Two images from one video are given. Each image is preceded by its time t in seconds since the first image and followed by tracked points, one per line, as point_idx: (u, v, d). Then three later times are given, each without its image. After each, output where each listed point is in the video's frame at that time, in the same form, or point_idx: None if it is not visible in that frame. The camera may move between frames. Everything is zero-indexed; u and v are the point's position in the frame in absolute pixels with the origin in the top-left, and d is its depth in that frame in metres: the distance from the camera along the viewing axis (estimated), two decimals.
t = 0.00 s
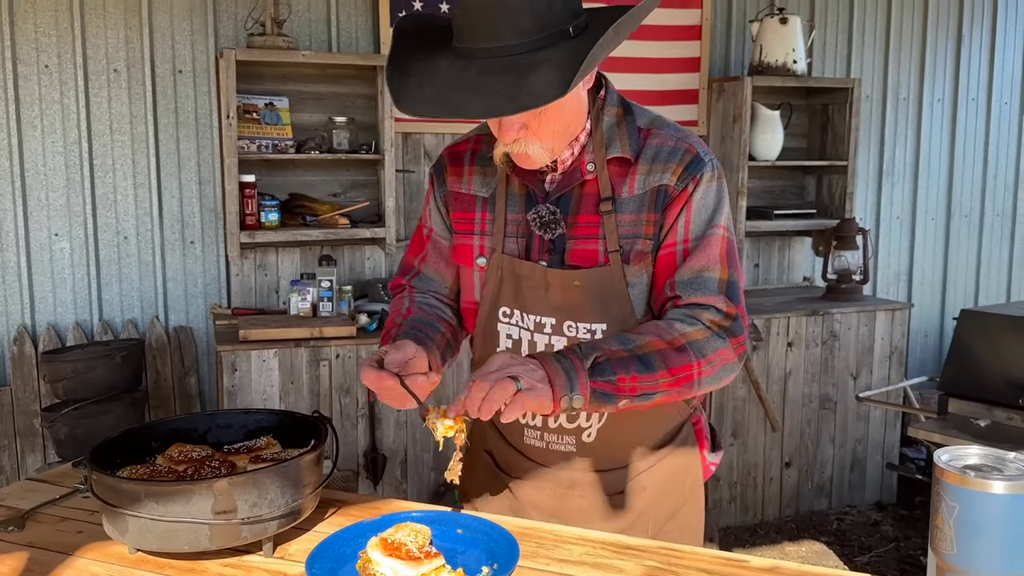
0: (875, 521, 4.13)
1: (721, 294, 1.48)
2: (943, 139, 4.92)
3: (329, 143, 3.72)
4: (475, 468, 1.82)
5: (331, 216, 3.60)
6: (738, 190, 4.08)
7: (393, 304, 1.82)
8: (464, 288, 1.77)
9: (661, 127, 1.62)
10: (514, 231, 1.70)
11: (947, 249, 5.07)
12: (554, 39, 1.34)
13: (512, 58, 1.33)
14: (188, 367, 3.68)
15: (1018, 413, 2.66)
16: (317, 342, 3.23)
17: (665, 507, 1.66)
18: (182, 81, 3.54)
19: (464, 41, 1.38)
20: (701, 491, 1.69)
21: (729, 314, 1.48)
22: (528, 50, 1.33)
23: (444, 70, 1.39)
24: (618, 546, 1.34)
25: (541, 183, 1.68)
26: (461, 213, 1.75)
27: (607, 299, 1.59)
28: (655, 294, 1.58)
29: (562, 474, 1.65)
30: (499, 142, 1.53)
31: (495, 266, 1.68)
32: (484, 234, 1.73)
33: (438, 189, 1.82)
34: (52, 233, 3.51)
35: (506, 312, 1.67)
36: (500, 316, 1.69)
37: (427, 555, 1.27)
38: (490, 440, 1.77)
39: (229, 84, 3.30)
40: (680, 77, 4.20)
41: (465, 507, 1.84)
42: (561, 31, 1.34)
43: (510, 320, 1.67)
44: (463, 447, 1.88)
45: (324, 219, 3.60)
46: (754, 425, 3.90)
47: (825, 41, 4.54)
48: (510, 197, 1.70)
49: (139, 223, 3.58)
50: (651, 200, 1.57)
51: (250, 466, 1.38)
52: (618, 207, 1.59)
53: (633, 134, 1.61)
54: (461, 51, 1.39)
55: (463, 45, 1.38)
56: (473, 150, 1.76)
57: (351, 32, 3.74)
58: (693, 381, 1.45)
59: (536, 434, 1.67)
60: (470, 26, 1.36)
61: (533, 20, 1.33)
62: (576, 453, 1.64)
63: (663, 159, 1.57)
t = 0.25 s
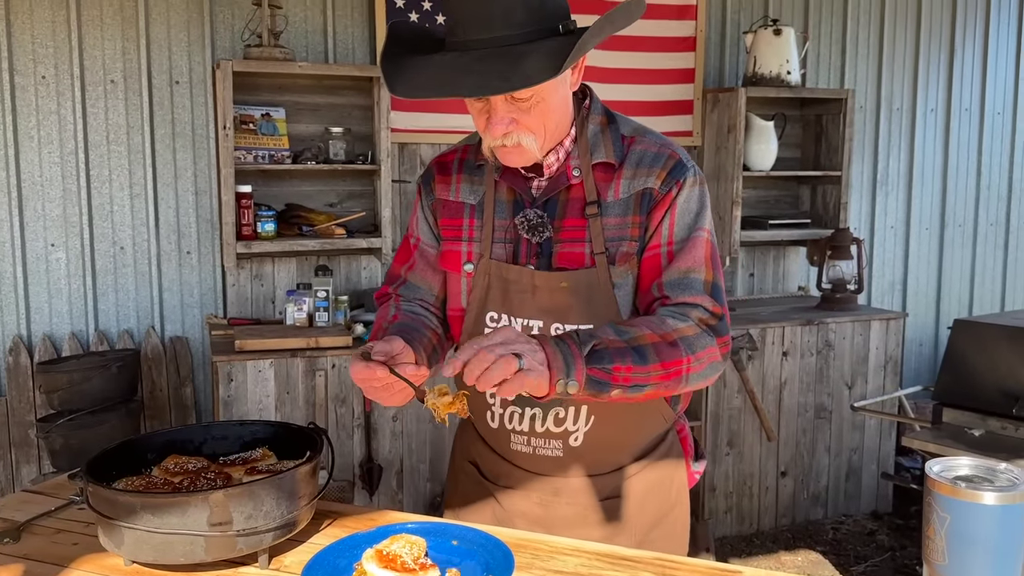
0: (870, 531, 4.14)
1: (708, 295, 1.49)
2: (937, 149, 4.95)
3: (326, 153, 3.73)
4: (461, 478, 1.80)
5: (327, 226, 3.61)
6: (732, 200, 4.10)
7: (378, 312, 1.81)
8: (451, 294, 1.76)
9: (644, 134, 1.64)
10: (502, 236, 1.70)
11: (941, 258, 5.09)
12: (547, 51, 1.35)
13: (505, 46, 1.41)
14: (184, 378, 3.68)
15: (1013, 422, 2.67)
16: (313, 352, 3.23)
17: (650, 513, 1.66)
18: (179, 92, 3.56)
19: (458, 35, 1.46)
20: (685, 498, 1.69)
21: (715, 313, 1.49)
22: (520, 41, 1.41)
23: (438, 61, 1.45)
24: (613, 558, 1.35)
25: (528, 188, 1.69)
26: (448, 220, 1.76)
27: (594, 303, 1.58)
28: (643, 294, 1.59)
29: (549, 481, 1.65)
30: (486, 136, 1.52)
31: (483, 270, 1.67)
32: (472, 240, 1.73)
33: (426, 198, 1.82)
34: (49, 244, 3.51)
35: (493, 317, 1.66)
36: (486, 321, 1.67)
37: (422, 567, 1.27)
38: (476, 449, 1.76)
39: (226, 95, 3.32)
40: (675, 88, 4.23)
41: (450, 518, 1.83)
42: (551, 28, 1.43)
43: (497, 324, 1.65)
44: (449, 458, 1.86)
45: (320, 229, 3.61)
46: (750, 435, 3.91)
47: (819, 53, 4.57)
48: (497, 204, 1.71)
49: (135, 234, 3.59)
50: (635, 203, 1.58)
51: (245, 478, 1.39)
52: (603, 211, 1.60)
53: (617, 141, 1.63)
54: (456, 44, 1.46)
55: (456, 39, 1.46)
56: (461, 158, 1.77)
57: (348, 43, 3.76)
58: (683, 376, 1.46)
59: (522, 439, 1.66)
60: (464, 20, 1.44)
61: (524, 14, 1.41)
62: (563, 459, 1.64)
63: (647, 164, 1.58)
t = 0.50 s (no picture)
0: (866, 541, 4.13)
1: (716, 313, 1.52)
2: (930, 160, 4.98)
3: (321, 165, 3.74)
4: (445, 491, 1.78)
5: (323, 237, 3.61)
6: (726, 211, 4.12)
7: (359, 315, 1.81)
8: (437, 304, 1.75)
9: (633, 150, 1.66)
10: (490, 246, 1.70)
11: (935, 269, 5.11)
12: (540, 64, 1.36)
13: (501, 53, 1.42)
14: (178, 389, 3.67)
15: (1006, 432, 2.68)
16: (308, 363, 3.23)
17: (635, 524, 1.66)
18: (175, 104, 3.56)
19: (455, 41, 1.47)
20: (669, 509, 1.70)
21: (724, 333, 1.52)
22: (516, 48, 1.42)
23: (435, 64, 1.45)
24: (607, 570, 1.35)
25: (517, 200, 1.69)
26: (436, 230, 1.75)
27: (580, 314, 1.58)
28: (646, 314, 1.59)
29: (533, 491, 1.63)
30: (477, 142, 1.52)
31: (470, 281, 1.67)
32: (459, 250, 1.73)
33: (413, 206, 1.82)
34: (43, 255, 3.51)
35: (480, 327, 1.65)
36: (473, 330, 1.66)
37: None
38: (460, 461, 1.73)
39: (222, 107, 3.32)
40: (669, 100, 4.25)
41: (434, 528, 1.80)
42: (548, 38, 1.44)
43: (484, 334, 1.64)
44: (433, 471, 1.84)
45: (315, 240, 3.61)
46: (745, 445, 3.91)
47: (812, 65, 4.60)
48: (486, 215, 1.71)
49: (130, 245, 3.59)
50: (627, 219, 1.60)
51: (239, 490, 1.39)
52: (593, 225, 1.61)
53: (606, 155, 1.64)
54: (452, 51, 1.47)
55: (453, 45, 1.46)
56: (450, 168, 1.76)
57: (344, 55, 3.77)
58: (703, 400, 1.49)
59: (506, 449, 1.64)
60: (462, 26, 1.45)
61: (522, 23, 1.42)
62: (547, 470, 1.62)
63: (638, 181, 1.60)
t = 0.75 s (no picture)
0: (862, 552, 4.12)
1: (718, 339, 1.45)
2: (923, 171, 5.00)
3: (316, 176, 3.74)
4: (429, 502, 1.75)
5: (318, 248, 3.61)
6: (721, 222, 4.13)
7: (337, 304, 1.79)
8: (425, 311, 1.71)
9: (632, 169, 1.63)
10: (482, 257, 1.67)
11: (929, 279, 5.13)
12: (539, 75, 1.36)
13: (515, 61, 1.40)
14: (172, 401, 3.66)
15: (1001, 443, 2.68)
16: (302, 375, 3.22)
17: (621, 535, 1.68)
18: (170, 115, 3.57)
19: (468, 41, 1.45)
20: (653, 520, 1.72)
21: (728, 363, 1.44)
22: (530, 58, 1.41)
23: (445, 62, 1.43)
24: None
25: (513, 212, 1.66)
26: (428, 236, 1.72)
27: (572, 329, 1.54)
28: (648, 345, 1.52)
29: (518, 503, 1.61)
30: (478, 147, 1.50)
31: (461, 290, 1.63)
32: (451, 258, 1.69)
33: (404, 210, 1.78)
34: (37, 267, 3.50)
35: (469, 337, 1.61)
36: (462, 340, 1.62)
37: None
38: (445, 472, 1.71)
39: (216, 119, 3.32)
40: (664, 111, 4.27)
41: (419, 538, 1.78)
42: (563, 52, 1.44)
43: (474, 345, 1.61)
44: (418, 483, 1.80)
45: (310, 252, 3.61)
46: (741, 456, 3.91)
47: (805, 76, 4.62)
48: (480, 225, 1.68)
49: (125, 257, 3.58)
50: (624, 239, 1.57)
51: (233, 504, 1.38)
52: (588, 241, 1.58)
53: (605, 173, 1.62)
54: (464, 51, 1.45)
55: (465, 45, 1.45)
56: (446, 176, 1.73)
57: (339, 67, 3.78)
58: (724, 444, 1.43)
59: (492, 460, 1.60)
60: (478, 28, 1.43)
61: (539, 34, 1.42)
62: (532, 483, 1.59)
63: (637, 202, 1.58)
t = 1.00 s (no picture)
0: (858, 566, 4.11)
1: (708, 374, 1.46)
2: (916, 184, 5.03)
3: (310, 190, 3.74)
4: (412, 515, 1.71)
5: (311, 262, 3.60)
6: (714, 234, 4.14)
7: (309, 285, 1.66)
8: (415, 321, 1.65)
9: (633, 196, 1.60)
10: (476, 272, 1.62)
11: (922, 291, 5.14)
12: (538, 89, 1.34)
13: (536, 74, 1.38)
14: (165, 416, 3.64)
15: (995, 455, 2.68)
16: (295, 390, 3.21)
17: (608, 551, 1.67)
18: (163, 129, 3.56)
19: (494, 48, 1.42)
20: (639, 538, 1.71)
21: (715, 399, 1.44)
22: (550, 74, 1.39)
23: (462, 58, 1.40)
24: None
25: (511, 229, 1.62)
26: (423, 245, 1.65)
27: (563, 350, 1.51)
28: (638, 374, 1.52)
29: (502, 521, 1.57)
30: (485, 154, 1.45)
31: (453, 305, 1.59)
32: (447, 270, 1.63)
33: (398, 213, 1.70)
34: (29, 281, 3.49)
35: (459, 352, 1.57)
36: (452, 355, 1.58)
37: None
38: (429, 487, 1.66)
39: (210, 133, 3.32)
40: (657, 125, 4.29)
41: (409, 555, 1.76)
42: (587, 78, 1.42)
43: (463, 361, 1.57)
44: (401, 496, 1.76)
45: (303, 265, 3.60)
46: (735, 469, 3.90)
47: (798, 89, 4.65)
48: (477, 239, 1.63)
49: (117, 271, 3.57)
50: (623, 265, 1.54)
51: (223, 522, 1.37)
52: (586, 265, 1.55)
53: (606, 197, 1.59)
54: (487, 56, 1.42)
55: (491, 50, 1.41)
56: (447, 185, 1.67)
57: (333, 81, 3.78)
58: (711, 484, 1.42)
59: (477, 477, 1.57)
60: (509, 34, 1.40)
61: (567, 54, 1.39)
62: (516, 501, 1.55)
63: (638, 230, 1.55)
